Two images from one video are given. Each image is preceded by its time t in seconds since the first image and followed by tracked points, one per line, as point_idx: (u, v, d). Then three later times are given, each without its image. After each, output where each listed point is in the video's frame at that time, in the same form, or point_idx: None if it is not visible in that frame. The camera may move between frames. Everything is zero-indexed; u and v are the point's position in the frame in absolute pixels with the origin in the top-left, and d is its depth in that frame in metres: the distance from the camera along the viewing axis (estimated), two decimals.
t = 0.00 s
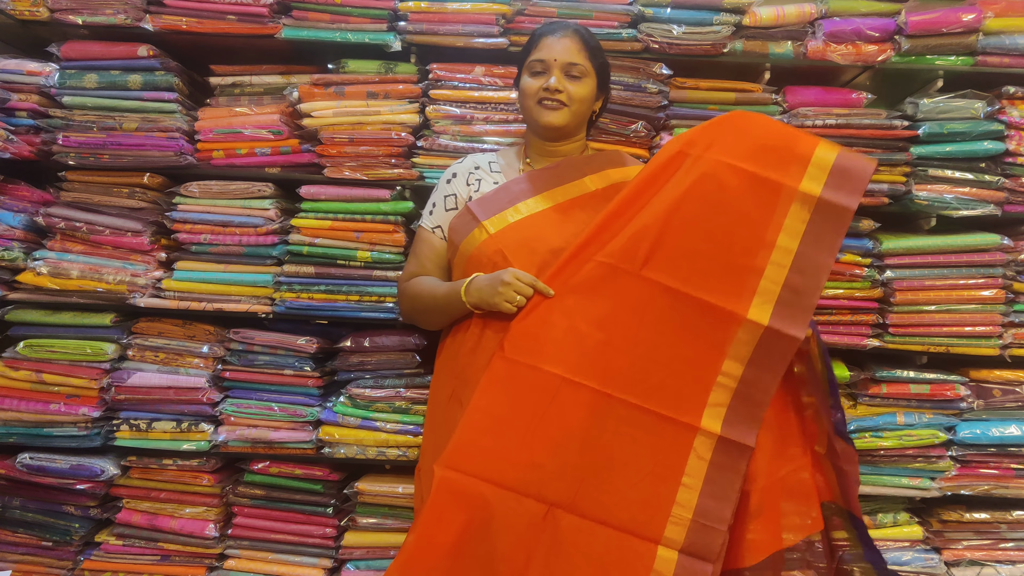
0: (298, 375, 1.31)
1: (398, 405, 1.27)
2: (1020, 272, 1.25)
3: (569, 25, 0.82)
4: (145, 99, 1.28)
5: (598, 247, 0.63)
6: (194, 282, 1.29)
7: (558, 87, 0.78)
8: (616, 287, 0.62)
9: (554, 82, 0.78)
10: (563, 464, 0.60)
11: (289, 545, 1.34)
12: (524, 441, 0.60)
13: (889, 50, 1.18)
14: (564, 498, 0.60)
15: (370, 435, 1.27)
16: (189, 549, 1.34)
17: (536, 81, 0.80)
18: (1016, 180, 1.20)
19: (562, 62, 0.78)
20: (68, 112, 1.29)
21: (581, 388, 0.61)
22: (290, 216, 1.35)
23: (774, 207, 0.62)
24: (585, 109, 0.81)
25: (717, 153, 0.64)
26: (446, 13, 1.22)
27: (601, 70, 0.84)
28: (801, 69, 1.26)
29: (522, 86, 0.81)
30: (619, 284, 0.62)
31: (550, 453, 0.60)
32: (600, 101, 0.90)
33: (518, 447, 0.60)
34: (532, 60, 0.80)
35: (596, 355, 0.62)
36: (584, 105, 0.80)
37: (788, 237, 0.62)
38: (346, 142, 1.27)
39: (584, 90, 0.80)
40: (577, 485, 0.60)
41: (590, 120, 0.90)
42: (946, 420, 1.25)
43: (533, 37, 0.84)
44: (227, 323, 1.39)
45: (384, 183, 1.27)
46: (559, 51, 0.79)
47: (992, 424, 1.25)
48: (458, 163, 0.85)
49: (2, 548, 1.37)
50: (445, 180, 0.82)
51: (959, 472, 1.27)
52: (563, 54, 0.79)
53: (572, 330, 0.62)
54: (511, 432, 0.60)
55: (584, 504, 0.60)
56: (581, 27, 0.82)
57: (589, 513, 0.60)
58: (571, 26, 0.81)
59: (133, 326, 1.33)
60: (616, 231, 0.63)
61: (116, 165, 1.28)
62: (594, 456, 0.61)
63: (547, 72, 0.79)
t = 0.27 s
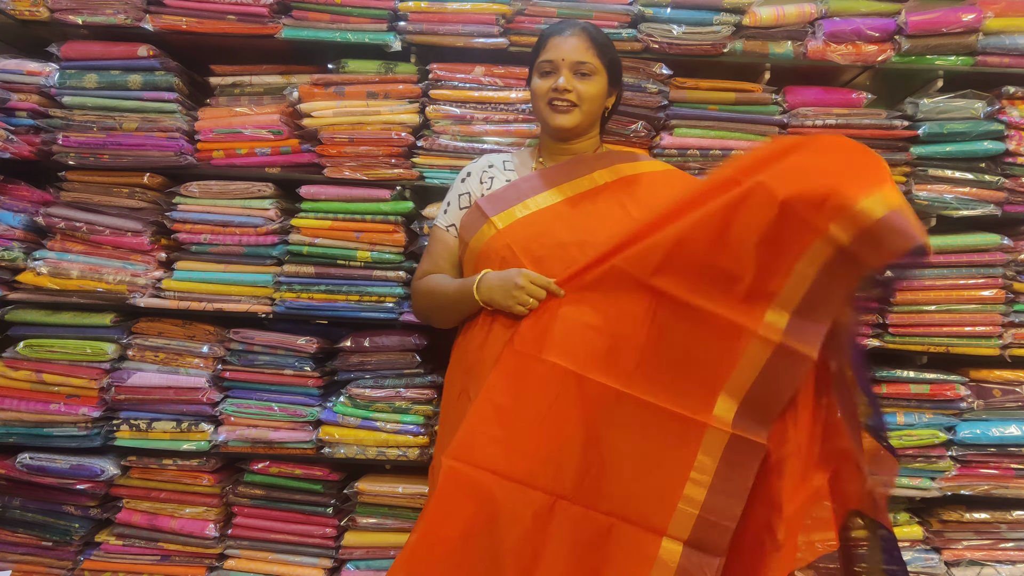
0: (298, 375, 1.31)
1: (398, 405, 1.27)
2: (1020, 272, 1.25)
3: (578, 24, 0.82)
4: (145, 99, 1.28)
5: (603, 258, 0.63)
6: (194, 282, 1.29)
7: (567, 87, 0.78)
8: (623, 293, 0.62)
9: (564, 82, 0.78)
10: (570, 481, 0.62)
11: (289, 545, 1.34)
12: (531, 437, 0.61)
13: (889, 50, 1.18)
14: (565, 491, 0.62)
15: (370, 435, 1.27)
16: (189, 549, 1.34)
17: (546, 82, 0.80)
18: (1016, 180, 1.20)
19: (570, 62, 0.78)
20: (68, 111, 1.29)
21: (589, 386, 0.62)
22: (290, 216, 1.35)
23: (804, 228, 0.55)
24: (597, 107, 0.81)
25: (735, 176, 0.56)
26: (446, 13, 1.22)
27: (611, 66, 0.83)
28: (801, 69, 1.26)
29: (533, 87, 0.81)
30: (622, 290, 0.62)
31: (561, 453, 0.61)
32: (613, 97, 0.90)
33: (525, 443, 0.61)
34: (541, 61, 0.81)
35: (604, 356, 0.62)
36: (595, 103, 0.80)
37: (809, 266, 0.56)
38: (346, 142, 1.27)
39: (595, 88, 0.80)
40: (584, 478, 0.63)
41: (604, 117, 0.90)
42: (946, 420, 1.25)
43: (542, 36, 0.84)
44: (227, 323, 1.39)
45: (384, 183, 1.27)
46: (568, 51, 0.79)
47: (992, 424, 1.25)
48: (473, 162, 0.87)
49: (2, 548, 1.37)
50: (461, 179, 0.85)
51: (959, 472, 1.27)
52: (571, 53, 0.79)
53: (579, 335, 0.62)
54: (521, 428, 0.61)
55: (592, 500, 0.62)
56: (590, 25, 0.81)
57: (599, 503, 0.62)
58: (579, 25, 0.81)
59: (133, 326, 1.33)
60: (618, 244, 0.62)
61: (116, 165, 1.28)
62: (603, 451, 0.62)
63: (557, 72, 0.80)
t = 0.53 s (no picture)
0: (298, 375, 1.31)
1: (398, 405, 1.27)
2: (1020, 272, 1.25)
3: (590, 22, 0.83)
4: (145, 99, 1.28)
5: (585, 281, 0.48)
6: (194, 282, 1.29)
7: (580, 84, 0.78)
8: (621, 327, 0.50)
9: (577, 79, 0.78)
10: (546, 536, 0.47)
11: (289, 545, 1.34)
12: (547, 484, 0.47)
13: (889, 50, 1.18)
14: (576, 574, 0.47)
15: (370, 435, 1.27)
16: (189, 549, 1.34)
17: (559, 79, 0.80)
18: (1016, 180, 1.20)
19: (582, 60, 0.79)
20: (68, 112, 1.29)
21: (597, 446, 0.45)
22: (291, 216, 1.35)
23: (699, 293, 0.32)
24: (611, 103, 0.80)
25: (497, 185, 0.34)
26: (446, 13, 1.22)
27: (624, 65, 0.83)
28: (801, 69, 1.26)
29: (546, 86, 0.81)
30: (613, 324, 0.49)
31: (567, 527, 0.47)
32: (628, 95, 0.89)
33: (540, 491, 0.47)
34: (553, 59, 0.81)
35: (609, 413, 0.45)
36: (609, 100, 0.80)
37: (732, 367, 0.29)
38: (346, 141, 1.27)
39: (608, 85, 0.80)
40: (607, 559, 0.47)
41: (619, 115, 0.89)
42: (946, 420, 1.25)
43: (554, 38, 0.85)
44: (228, 323, 1.39)
45: (384, 183, 1.27)
46: (581, 48, 0.80)
47: (992, 424, 1.25)
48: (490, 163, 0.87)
49: (3, 548, 1.37)
50: (475, 181, 0.85)
51: (960, 472, 1.27)
52: (584, 51, 0.79)
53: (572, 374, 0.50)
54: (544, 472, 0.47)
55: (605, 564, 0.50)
56: (600, 26, 0.83)
57: None
58: (591, 23, 0.82)
59: (133, 326, 1.33)
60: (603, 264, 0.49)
61: (116, 165, 1.28)
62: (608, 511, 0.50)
63: (570, 69, 0.80)
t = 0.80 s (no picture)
0: (298, 375, 1.31)
1: (398, 405, 1.27)
2: (1020, 272, 1.25)
3: (602, 21, 0.83)
4: (145, 99, 1.28)
5: (552, 284, 0.61)
6: (194, 282, 1.29)
7: (590, 83, 0.78)
8: (600, 328, 0.60)
9: (587, 78, 0.79)
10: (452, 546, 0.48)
11: (289, 545, 1.34)
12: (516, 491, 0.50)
13: (889, 50, 1.18)
14: None
15: (370, 435, 1.27)
16: (189, 549, 1.34)
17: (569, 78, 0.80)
18: (1016, 180, 1.20)
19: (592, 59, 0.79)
20: (68, 111, 1.28)
21: (567, 415, 0.62)
22: (291, 216, 1.35)
23: (494, 279, 0.53)
24: (620, 103, 0.81)
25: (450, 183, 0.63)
26: (446, 13, 1.22)
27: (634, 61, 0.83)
28: (801, 69, 1.26)
29: (557, 85, 0.81)
30: (585, 322, 0.60)
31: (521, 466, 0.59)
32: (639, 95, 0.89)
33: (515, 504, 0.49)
34: (563, 59, 0.81)
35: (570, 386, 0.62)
36: (619, 99, 0.80)
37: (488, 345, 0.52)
38: (346, 142, 1.27)
39: (618, 84, 0.80)
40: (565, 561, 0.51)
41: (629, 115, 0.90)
42: (946, 420, 1.25)
43: (564, 36, 0.85)
44: (228, 323, 1.39)
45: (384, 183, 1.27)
46: (591, 47, 0.80)
47: (992, 424, 1.25)
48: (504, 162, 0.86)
49: (2, 548, 1.37)
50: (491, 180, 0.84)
51: (959, 472, 1.27)
52: (594, 50, 0.79)
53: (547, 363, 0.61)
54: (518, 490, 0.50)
55: (593, 569, 0.53)
56: (609, 23, 0.82)
57: None
58: (603, 22, 0.82)
59: (133, 326, 1.33)
60: (573, 265, 0.60)
61: (116, 165, 1.28)
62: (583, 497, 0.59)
63: (579, 68, 0.80)
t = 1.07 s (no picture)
0: (298, 375, 1.31)
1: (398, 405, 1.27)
2: (1020, 272, 1.25)
3: (618, 21, 0.83)
4: (145, 99, 1.28)
5: (559, 255, 0.62)
6: (194, 282, 1.29)
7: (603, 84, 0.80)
8: (610, 298, 0.61)
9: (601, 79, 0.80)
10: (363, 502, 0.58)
11: (289, 545, 1.34)
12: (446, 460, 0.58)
13: (889, 50, 1.18)
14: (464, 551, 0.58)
15: (370, 435, 1.27)
16: (189, 549, 1.34)
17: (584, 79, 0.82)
18: (1016, 180, 1.20)
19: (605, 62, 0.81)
20: (68, 111, 1.28)
21: (567, 385, 0.64)
22: (291, 216, 1.35)
23: (477, 247, 0.59)
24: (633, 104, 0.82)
25: (460, 144, 0.64)
26: (446, 12, 1.22)
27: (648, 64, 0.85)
28: (801, 69, 1.26)
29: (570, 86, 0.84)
30: (590, 294, 0.62)
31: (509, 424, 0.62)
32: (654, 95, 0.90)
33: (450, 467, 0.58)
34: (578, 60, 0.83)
35: (570, 355, 0.63)
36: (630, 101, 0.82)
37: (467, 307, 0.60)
38: (346, 142, 1.27)
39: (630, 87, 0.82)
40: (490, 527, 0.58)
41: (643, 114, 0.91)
42: (946, 420, 1.25)
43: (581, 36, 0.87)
44: (228, 323, 1.39)
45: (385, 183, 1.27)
46: (606, 48, 0.81)
47: (992, 424, 1.25)
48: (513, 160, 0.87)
49: (2, 548, 1.37)
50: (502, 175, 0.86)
51: (959, 472, 1.27)
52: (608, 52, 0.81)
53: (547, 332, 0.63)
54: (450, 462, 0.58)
55: (529, 515, 0.59)
56: (626, 24, 0.83)
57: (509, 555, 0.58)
58: (619, 22, 0.83)
59: (133, 326, 1.33)
60: (580, 236, 0.61)
61: (116, 165, 1.28)
62: (566, 466, 0.63)
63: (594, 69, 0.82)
